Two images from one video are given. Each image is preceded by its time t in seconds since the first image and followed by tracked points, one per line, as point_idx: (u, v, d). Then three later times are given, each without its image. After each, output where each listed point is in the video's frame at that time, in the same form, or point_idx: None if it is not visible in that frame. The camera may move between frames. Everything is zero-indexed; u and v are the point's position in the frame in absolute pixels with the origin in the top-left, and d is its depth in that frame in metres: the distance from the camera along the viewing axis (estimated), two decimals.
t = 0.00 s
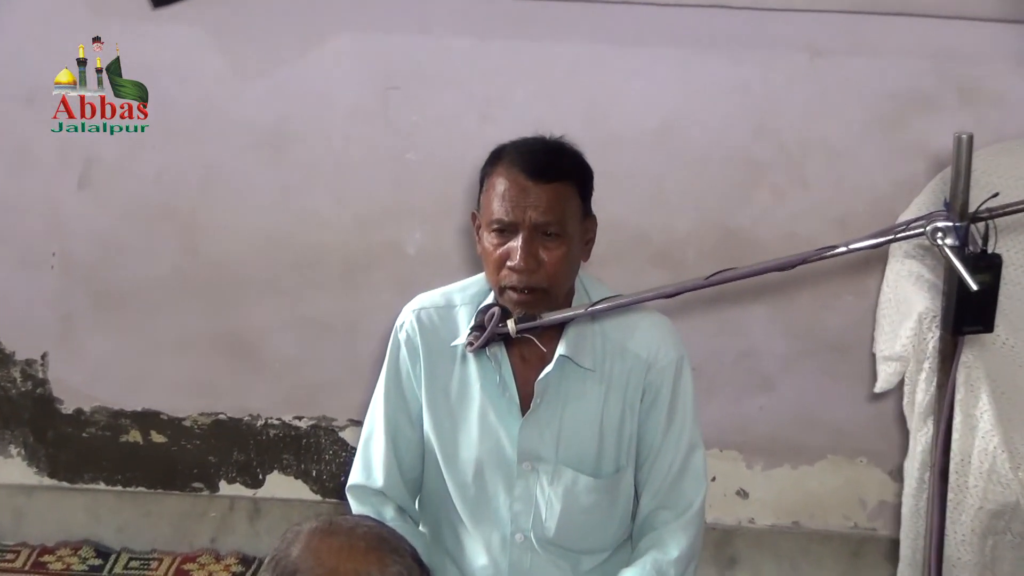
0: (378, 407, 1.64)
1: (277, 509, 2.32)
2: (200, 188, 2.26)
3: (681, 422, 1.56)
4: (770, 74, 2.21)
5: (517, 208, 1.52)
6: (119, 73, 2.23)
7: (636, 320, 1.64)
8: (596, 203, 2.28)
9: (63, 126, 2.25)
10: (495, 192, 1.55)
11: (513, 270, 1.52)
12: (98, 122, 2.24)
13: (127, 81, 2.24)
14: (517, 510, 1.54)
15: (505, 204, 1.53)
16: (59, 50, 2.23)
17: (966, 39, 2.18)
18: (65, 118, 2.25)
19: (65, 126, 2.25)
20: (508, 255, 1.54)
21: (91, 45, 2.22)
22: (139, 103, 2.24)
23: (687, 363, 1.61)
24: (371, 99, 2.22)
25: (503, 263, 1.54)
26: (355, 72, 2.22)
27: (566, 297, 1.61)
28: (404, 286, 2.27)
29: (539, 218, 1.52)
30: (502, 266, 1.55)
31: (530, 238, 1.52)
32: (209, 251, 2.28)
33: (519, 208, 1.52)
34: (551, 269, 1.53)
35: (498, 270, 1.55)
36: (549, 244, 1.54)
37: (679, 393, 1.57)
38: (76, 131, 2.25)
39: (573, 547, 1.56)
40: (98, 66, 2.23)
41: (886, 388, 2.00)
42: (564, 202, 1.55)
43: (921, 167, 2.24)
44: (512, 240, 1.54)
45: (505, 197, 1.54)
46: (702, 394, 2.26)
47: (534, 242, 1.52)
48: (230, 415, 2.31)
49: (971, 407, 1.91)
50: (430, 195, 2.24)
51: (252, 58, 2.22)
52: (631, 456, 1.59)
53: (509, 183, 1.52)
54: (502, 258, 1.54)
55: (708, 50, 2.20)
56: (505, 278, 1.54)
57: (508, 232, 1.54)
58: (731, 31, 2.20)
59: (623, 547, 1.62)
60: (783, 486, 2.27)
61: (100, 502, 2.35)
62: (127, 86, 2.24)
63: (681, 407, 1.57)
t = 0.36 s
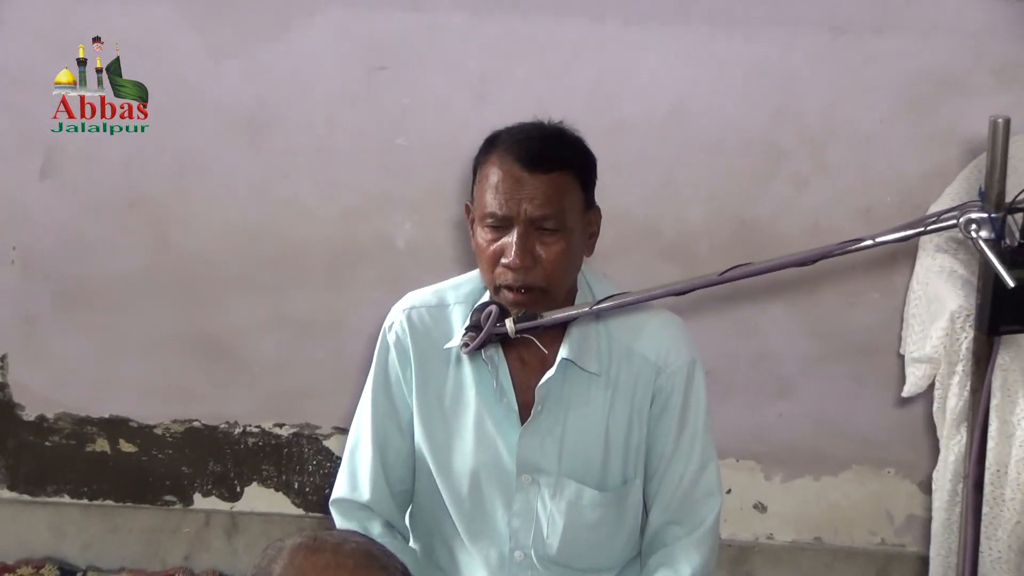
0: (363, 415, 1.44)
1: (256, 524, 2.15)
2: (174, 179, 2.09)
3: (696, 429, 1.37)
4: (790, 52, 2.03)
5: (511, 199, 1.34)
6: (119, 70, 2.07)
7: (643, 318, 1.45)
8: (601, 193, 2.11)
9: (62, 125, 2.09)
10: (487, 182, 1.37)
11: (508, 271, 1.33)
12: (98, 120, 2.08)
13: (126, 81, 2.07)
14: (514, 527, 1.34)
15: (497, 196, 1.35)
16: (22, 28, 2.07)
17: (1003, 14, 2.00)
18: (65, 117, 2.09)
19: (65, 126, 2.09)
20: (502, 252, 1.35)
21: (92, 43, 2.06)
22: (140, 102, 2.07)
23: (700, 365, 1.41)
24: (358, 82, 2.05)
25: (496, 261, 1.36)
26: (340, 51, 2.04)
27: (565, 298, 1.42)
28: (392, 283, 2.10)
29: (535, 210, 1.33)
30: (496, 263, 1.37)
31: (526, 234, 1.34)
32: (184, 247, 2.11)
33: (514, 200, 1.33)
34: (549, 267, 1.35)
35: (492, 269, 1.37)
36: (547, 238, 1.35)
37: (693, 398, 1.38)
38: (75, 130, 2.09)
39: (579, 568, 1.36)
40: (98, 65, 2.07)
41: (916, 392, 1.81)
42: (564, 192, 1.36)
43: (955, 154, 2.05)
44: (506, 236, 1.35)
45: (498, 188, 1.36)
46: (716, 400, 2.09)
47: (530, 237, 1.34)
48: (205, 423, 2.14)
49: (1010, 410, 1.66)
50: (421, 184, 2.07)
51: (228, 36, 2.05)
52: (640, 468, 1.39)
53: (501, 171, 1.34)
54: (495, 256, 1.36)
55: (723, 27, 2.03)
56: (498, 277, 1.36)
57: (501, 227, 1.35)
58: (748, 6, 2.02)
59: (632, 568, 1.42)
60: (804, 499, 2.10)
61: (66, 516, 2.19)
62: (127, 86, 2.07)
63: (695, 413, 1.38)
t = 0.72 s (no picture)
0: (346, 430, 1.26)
1: (235, 544, 1.97)
2: (147, 167, 1.93)
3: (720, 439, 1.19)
4: (815, 29, 1.87)
5: (510, 191, 1.18)
6: (121, 71, 1.92)
7: (656, 317, 1.27)
8: (612, 182, 1.93)
9: (63, 126, 1.93)
10: (482, 172, 1.21)
11: (508, 273, 1.18)
12: (99, 121, 1.93)
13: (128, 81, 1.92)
14: (517, 553, 1.16)
15: (495, 188, 1.19)
16: None
17: None
18: (65, 118, 1.93)
19: (65, 126, 1.93)
20: (500, 250, 1.19)
21: (94, 44, 1.91)
22: (142, 103, 1.92)
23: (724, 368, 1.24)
24: (345, 60, 1.88)
25: (495, 261, 1.21)
26: (325, 29, 1.88)
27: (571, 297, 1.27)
28: (381, 281, 1.92)
29: (537, 203, 1.18)
30: (494, 263, 1.21)
31: (527, 230, 1.18)
32: (157, 241, 1.94)
33: (514, 194, 1.17)
34: (554, 267, 1.20)
35: (490, 269, 1.21)
36: (551, 234, 1.19)
37: (714, 403, 1.20)
38: (76, 131, 1.93)
39: None
40: (100, 66, 1.92)
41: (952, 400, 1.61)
42: (569, 183, 1.21)
43: (1000, 137, 1.86)
44: (505, 232, 1.20)
45: (495, 179, 1.20)
46: (735, 408, 1.92)
47: (532, 233, 1.18)
48: (180, 432, 1.96)
49: None
50: (413, 173, 1.89)
51: (205, 13, 1.89)
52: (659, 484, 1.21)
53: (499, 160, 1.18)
54: (493, 255, 1.20)
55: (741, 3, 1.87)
56: (497, 279, 1.20)
57: (499, 222, 1.20)
58: None
59: None
60: (833, 517, 1.93)
61: (29, 534, 2.02)
62: (128, 86, 1.92)
63: (718, 421, 1.20)
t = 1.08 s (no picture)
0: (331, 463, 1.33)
1: None
2: (120, 182, 1.78)
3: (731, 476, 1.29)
4: (847, 31, 1.70)
5: (509, 215, 1.16)
6: (120, 69, 1.75)
7: (668, 352, 1.37)
8: (625, 199, 1.77)
9: (61, 125, 1.78)
10: (480, 194, 1.19)
11: (510, 300, 1.18)
12: (98, 120, 1.77)
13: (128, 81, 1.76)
14: None
15: (493, 211, 1.17)
16: None
17: None
18: (64, 117, 1.77)
19: (64, 127, 1.77)
20: (500, 278, 1.19)
21: (92, 44, 1.75)
22: (141, 102, 1.76)
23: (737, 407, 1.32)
24: (333, 65, 1.72)
25: (494, 288, 1.20)
26: (310, 31, 1.72)
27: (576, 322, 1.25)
28: (374, 306, 1.76)
29: (538, 228, 1.16)
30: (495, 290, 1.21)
31: (528, 256, 1.17)
32: (133, 264, 1.79)
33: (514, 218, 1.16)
34: (557, 295, 1.18)
35: (489, 297, 1.20)
36: (554, 260, 1.18)
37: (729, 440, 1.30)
38: (75, 131, 1.78)
39: None
40: (99, 65, 1.76)
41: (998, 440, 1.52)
42: (573, 204, 1.18)
43: None
44: (505, 258, 1.18)
45: (492, 202, 1.18)
46: (757, 445, 1.79)
47: (533, 260, 1.17)
48: (154, 471, 1.82)
49: None
50: (407, 189, 1.74)
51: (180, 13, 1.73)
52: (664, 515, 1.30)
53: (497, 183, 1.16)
54: (492, 282, 1.19)
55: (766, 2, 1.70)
56: (496, 308, 1.19)
57: (499, 248, 1.18)
58: None
59: None
60: (865, 563, 1.79)
61: None
62: (127, 86, 1.76)
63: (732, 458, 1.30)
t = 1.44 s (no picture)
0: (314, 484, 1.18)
1: None
2: (89, 175, 1.63)
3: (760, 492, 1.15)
4: (884, 5, 1.54)
5: (509, 216, 1.05)
6: (119, 68, 1.60)
7: (685, 357, 1.24)
8: (638, 191, 1.61)
9: (61, 126, 1.62)
10: (478, 193, 1.07)
11: (511, 309, 1.06)
12: (98, 120, 1.62)
13: (129, 81, 1.60)
14: None
15: (492, 211, 1.05)
16: None
17: None
18: (63, 117, 1.62)
19: (65, 128, 1.62)
20: (500, 283, 1.06)
21: (91, 43, 1.60)
22: (142, 102, 1.60)
23: (766, 417, 1.18)
24: (318, 45, 1.57)
25: (493, 295, 1.08)
26: (292, 7, 1.56)
27: (585, 328, 1.12)
28: (365, 310, 1.61)
29: (542, 230, 1.04)
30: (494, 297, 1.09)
31: (530, 260, 1.05)
32: (100, 264, 1.64)
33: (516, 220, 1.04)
34: (563, 302, 1.06)
35: (488, 303, 1.08)
36: (560, 264, 1.06)
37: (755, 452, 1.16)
38: (75, 131, 1.62)
39: None
40: (99, 65, 1.61)
41: None
42: (580, 203, 1.06)
43: None
44: (505, 261, 1.06)
45: (491, 200, 1.06)
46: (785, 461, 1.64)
47: (537, 265, 1.05)
48: (121, 489, 1.68)
49: None
50: (399, 181, 1.58)
51: None
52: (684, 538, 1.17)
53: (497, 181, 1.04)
54: (491, 287, 1.07)
55: None
56: (496, 316, 1.07)
57: (498, 250, 1.06)
58: None
59: None
60: None
61: None
62: (128, 86, 1.60)
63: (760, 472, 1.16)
